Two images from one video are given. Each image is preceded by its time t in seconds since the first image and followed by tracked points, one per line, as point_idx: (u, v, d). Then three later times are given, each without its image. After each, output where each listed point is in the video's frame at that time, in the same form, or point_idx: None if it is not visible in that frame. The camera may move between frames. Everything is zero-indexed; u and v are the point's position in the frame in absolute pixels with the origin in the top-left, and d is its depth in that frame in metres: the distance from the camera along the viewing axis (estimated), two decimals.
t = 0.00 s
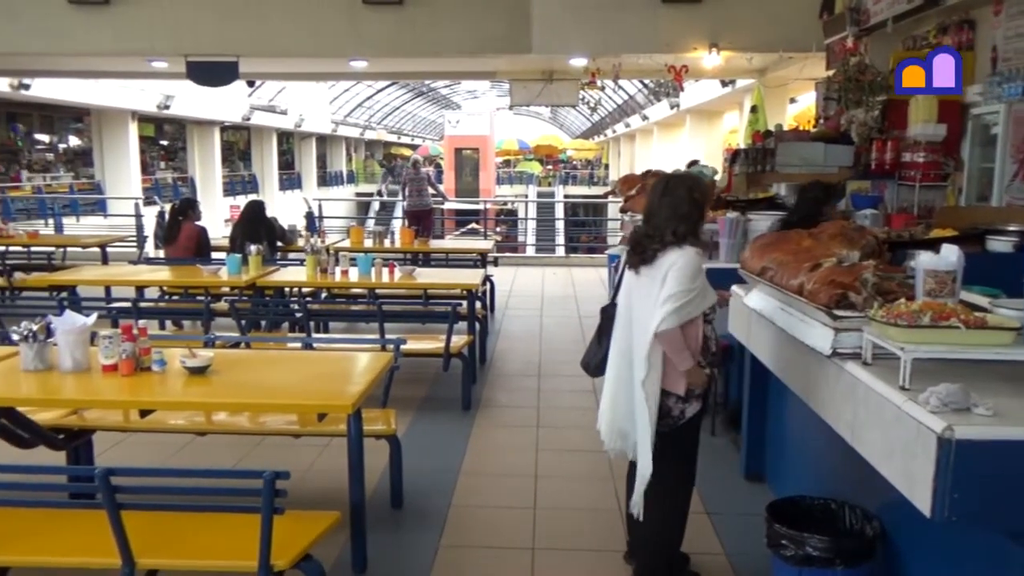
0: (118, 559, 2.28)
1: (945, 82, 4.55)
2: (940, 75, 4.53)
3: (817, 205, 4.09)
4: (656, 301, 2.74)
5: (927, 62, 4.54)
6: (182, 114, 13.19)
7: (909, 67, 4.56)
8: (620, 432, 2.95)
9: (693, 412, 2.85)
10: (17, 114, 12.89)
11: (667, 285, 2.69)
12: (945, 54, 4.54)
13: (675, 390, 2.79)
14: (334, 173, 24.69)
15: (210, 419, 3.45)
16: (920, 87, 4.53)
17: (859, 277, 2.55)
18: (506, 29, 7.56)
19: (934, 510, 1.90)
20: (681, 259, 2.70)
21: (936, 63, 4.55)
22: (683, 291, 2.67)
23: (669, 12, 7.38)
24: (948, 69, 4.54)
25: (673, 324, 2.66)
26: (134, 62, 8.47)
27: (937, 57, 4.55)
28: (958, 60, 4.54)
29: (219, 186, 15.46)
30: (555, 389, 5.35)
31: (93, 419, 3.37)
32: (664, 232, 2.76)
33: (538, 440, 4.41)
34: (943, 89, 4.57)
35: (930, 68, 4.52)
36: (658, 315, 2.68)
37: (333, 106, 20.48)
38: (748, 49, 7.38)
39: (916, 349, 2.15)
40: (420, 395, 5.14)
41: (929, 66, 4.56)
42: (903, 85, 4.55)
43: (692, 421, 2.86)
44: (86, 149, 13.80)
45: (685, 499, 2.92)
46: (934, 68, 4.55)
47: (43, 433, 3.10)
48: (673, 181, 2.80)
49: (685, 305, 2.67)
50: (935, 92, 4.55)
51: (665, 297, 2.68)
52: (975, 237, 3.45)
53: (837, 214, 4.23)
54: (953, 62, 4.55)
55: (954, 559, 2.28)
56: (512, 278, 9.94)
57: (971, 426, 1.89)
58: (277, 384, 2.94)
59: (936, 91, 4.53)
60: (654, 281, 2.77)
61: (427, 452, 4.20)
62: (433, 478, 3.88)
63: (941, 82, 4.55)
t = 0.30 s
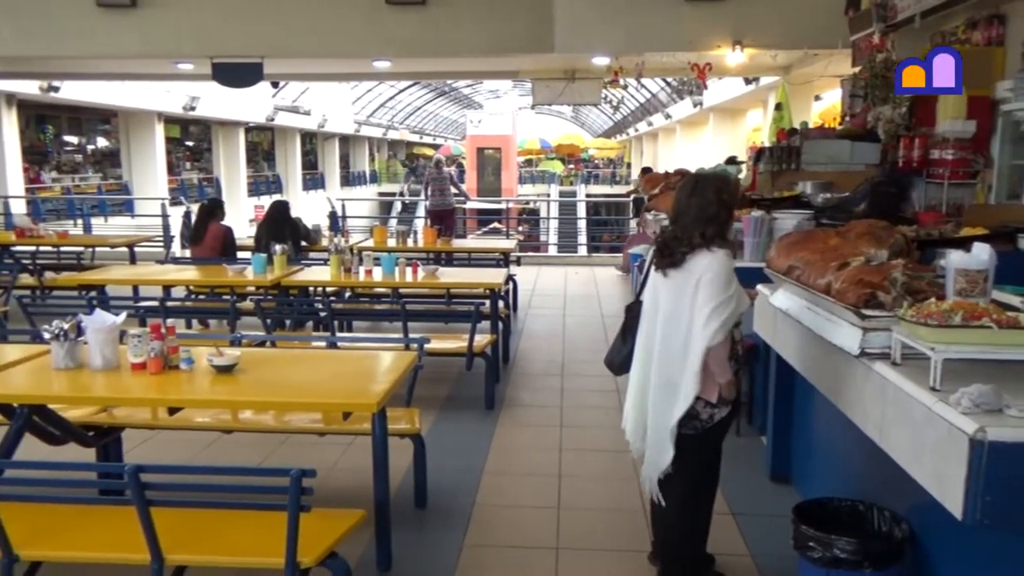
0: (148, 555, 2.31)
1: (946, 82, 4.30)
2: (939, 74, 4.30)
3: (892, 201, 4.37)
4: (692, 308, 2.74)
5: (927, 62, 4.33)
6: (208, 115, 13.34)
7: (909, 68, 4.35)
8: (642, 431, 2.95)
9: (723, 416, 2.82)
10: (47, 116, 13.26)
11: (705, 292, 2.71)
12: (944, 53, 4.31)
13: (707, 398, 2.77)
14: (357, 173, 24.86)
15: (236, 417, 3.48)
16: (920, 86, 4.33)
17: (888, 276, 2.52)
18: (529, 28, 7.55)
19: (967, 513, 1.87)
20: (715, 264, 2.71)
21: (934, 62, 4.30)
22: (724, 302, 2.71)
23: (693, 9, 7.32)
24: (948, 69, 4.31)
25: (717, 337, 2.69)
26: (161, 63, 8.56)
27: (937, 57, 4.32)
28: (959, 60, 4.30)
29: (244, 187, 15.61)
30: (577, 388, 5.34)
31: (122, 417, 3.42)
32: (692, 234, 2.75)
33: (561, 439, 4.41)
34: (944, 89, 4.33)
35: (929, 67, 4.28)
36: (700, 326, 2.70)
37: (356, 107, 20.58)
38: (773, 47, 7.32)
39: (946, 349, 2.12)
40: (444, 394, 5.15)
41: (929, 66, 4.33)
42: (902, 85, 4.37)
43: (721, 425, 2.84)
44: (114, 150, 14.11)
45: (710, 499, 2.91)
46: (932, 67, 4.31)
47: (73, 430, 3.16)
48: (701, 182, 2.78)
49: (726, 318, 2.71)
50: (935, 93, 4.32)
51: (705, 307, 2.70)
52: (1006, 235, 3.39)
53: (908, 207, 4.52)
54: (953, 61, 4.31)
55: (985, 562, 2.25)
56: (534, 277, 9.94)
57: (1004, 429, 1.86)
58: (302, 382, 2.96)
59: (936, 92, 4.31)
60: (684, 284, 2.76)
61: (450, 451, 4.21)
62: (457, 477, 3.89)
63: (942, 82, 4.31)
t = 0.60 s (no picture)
0: (177, 550, 2.34)
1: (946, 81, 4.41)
2: (939, 75, 4.41)
3: (953, 197, 4.18)
4: (720, 312, 2.73)
5: (929, 62, 4.45)
6: (234, 115, 13.47)
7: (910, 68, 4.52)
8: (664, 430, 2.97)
9: (749, 417, 2.81)
10: (76, 117, 13.53)
11: (733, 297, 2.70)
12: (944, 54, 4.43)
13: (735, 402, 2.77)
14: (380, 172, 24.99)
15: (262, 414, 3.51)
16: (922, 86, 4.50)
17: (919, 275, 2.48)
18: (553, 28, 7.53)
19: (1000, 518, 1.84)
20: (744, 270, 2.70)
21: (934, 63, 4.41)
22: (753, 309, 2.70)
23: (718, 7, 7.27)
24: (948, 69, 4.42)
25: (745, 343, 2.69)
26: (189, 64, 8.65)
27: (937, 57, 4.45)
28: (959, 60, 4.40)
29: (270, 186, 15.74)
30: (601, 387, 5.33)
31: (151, 413, 3.44)
32: (722, 236, 2.73)
33: (586, 438, 4.40)
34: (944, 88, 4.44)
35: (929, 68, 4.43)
36: (730, 333, 2.70)
37: (380, 106, 20.68)
38: (800, 43, 7.25)
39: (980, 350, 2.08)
40: (468, 393, 5.16)
41: (930, 66, 4.46)
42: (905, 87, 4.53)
43: (748, 427, 2.82)
44: (142, 149, 14.32)
45: (736, 500, 2.89)
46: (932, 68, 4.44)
47: (103, 426, 3.20)
48: (731, 183, 2.77)
49: (757, 326, 2.70)
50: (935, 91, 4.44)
51: (732, 312, 2.69)
52: None
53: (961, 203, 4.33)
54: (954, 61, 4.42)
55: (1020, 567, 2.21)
56: (558, 276, 9.94)
57: None
58: (329, 380, 2.98)
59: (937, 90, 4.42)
60: (710, 287, 2.74)
61: (474, 450, 4.21)
62: (482, 475, 3.90)
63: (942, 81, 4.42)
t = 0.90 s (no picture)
0: (205, 546, 2.36)
1: (946, 81, 4.47)
2: (940, 75, 4.47)
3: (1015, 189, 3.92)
4: (747, 312, 2.71)
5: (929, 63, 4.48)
6: (259, 115, 13.59)
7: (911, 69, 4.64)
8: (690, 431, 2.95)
9: (776, 415, 2.78)
10: (105, 117, 13.73)
11: (759, 296, 2.68)
12: (944, 53, 4.44)
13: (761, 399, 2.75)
14: (403, 171, 25.11)
15: (288, 412, 3.53)
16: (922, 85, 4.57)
17: (951, 275, 2.44)
18: (576, 27, 7.51)
19: None
20: (772, 268, 2.67)
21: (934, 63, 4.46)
22: (779, 307, 2.68)
23: (743, 4, 7.21)
24: (948, 69, 4.45)
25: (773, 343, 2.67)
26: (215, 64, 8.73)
27: (937, 57, 4.47)
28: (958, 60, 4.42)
29: (294, 186, 15.86)
30: (625, 387, 5.31)
31: (179, 410, 3.47)
32: (748, 234, 2.70)
33: (610, 438, 4.38)
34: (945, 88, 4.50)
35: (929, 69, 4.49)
36: (757, 332, 2.68)
37: (404, 105, 20.76)
38: (826, 40, 7.18)
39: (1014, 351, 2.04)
40: (492, 392, 5.17)
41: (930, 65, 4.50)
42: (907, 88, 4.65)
43: (773, 426, 2.80)
44: (169, 149, 14.50)
45: (763, 501, 2.87)
46: (932, 68, 4.52)
47: (133, 423, 3.25)
48: (756, 181, 2.74)
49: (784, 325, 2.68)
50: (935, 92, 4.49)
51: (758, 311, 2.68)
52: None
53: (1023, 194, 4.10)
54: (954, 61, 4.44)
55: None
56: (581, 275, 9.92)
57: None
58: (354, 379, 2.99)
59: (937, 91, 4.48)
60: (737, 286, 2.72)
61: (498, 449, 4.21)
62: (506, 474, 3.90)
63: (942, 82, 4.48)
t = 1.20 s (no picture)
0: (233, 541, 2.39)
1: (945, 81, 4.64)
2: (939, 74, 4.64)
3: None
4: (772, 308, 2.69)
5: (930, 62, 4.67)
6: (285, 115, 13.69)
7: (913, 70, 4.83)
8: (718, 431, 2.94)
9: (803, 413, 2.76)
10: (134, 117, 13.91)
11: (783, 292, 2.65)
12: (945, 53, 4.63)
13: (789, 398, 2.72)
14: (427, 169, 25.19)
15: (313, 409, 3.56)
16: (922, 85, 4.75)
17: (984, 274, 2.41)
18: (600, 25, 7.49)
19: None
20: (796, 263, 2.64)
21: (934, 62, 4.65)
22: (804, 302, 2.64)
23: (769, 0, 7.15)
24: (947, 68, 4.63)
25: (798, 339, 2.64)
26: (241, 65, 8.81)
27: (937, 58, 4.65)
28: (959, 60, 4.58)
29: (318, 184, 15.95)
30: (649, 386, 5.28)
31: (207, 407, 3.52)
32: (770, 230, 2.68)
33: (634, 437, 4.36)
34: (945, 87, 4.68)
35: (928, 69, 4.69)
36: (781, 329, 2.66)
37: (427, 104, 20.82)
38: (853, 37, 7.09)
39: None
40: (516, 390, 5.17)
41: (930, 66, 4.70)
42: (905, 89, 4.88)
43: (801, 424, 2.77)
44: (197, 149, 14.66)
45: (790, 502, 2.84)
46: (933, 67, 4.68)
47: (162, 420, 3.28)
48: (777, 177, 2.71)
49: (810, 320, 2.65)
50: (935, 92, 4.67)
51: (782, 307, 2.65)
52: None
53: None
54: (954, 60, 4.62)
55: None
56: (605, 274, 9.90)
57: None
58: (379, 377, 3.00)
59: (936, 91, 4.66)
60: (761, 282, 2.70)
61: (522, 448, 4.21)
62: (530, 473, 3.90)
63: (941, 81, 4.67)
